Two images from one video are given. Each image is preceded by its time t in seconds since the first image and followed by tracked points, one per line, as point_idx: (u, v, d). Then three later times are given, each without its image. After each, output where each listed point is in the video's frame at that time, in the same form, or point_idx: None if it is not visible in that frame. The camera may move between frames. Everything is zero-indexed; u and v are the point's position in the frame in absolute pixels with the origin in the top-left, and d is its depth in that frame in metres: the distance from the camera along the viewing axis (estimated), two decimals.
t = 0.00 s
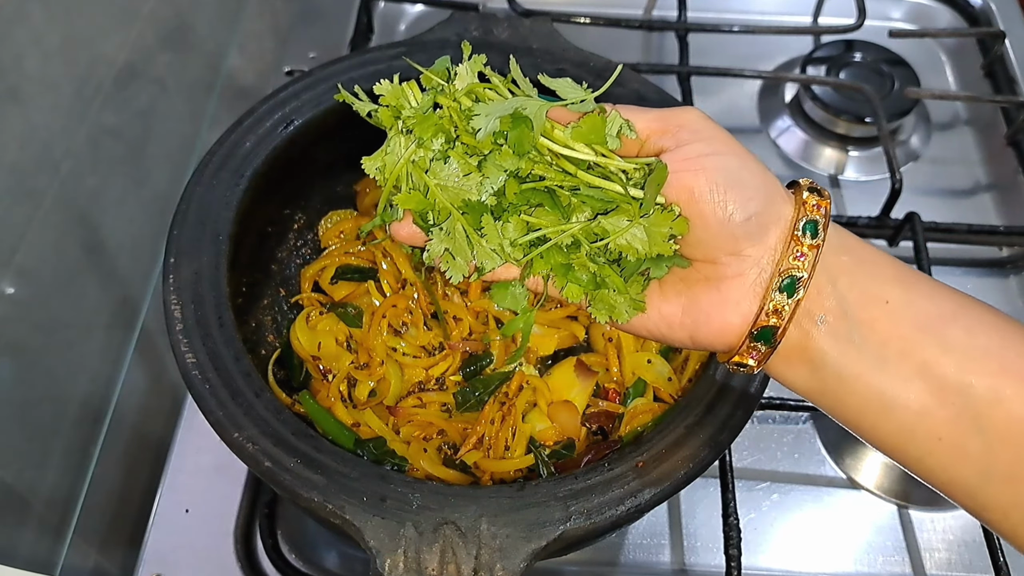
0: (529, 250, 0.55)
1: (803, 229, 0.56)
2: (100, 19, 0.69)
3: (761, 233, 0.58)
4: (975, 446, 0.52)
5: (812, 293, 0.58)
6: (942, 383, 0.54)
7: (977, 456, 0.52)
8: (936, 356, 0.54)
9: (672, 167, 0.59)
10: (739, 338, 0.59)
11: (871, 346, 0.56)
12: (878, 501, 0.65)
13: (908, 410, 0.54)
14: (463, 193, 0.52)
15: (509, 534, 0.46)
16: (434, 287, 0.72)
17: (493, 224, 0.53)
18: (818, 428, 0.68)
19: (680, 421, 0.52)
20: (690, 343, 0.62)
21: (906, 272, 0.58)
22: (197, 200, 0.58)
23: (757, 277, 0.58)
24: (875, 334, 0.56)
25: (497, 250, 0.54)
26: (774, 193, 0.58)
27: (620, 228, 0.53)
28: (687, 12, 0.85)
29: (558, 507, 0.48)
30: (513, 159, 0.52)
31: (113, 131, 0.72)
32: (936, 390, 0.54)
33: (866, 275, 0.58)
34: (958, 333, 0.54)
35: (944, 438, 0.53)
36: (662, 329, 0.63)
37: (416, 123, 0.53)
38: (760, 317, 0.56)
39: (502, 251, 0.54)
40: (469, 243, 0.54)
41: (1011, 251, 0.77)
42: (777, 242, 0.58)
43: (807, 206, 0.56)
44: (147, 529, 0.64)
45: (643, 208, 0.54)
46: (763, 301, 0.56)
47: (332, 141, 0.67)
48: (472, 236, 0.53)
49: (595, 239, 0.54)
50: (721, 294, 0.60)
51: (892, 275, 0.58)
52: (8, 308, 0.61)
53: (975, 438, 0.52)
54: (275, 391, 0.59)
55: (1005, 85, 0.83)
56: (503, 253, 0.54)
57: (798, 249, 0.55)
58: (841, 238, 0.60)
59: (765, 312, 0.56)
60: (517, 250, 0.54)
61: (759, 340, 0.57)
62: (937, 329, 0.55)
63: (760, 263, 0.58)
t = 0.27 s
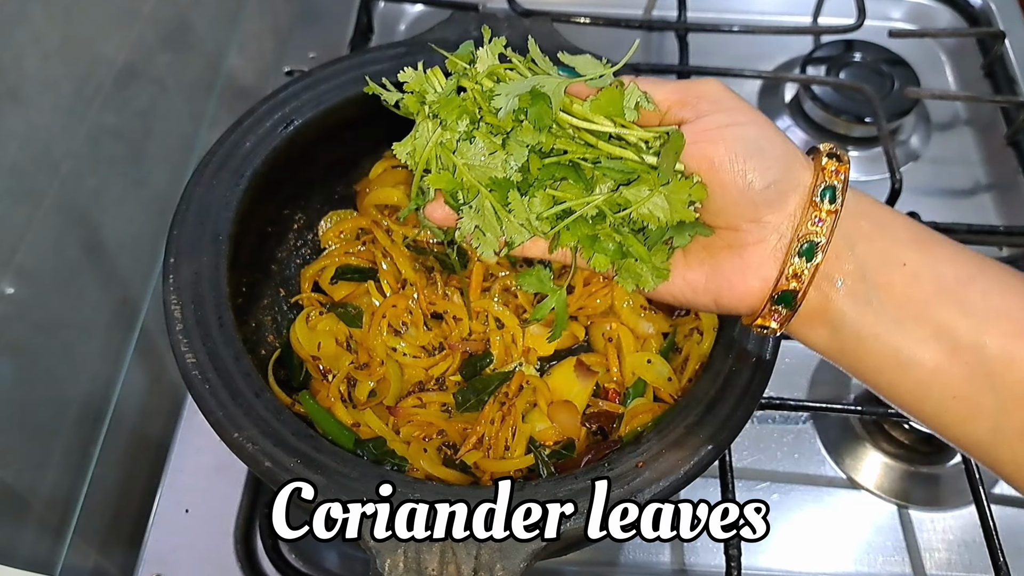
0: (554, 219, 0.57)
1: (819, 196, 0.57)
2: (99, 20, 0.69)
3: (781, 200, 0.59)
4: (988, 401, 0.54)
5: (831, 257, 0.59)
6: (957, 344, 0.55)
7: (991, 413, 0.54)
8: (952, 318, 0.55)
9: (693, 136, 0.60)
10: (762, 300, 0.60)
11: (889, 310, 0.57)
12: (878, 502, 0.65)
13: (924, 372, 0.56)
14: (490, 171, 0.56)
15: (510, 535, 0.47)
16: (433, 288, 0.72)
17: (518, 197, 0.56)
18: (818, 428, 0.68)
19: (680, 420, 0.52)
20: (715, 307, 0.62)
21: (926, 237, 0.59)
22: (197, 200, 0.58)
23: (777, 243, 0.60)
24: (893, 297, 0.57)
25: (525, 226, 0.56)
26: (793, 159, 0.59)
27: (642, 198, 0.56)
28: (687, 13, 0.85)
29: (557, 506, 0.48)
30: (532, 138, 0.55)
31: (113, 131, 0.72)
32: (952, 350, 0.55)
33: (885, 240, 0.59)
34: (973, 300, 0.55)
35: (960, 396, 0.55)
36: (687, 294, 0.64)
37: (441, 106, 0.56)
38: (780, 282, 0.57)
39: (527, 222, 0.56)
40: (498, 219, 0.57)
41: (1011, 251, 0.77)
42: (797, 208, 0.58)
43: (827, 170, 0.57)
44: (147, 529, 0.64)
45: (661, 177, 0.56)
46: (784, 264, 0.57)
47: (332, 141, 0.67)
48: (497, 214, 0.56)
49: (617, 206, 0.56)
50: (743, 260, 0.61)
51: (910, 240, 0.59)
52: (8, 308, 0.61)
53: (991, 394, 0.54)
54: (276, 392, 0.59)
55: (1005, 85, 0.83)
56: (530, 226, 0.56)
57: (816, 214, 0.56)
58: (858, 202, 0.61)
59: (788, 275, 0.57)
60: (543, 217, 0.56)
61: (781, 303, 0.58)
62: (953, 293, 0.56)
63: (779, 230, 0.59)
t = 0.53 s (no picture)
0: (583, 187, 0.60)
1: (828, 130, 0.58)
2: (100, 21, 0.69)
3: (798, 134, 0.60)
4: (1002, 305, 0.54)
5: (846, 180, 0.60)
6: (967, 254, 0.54)
7: (1004, 319, 0.54)
8: (961, 232, 0.54)
9: (697, 84, 0.61)
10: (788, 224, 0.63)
11: (904, 221, 0.57)
12: (876, 501, 0.66)
13: (941, 278, 0.56)
14: (513, 155, 0.59)
15: (510, 535, 0.48)
16: (433, 288, 0.72)
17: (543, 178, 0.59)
18: (816, 428, 0.69)
19: (679, 419, 0.52)
20: (744, 241, 0.65)
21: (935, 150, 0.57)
22: (198, 201, 0.58)
23: (795, 177, 0.63)
24: (905, 212, 0.57)
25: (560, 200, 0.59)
26: (803, 95, 0.60)
27: (653, 151, 0.58)
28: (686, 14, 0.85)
29: (557, 505, 0.48)
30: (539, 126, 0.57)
31: (115, 132, 0.72)
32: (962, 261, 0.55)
33: (892, 159, 0.58)
34: (978, 216, 0.54)
35: (973, 299, 0.55)
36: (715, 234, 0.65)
37: (453, 109, 0.59)
38: (801, 216, 0.61)
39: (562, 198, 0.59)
40: (533, 197, 0.59)
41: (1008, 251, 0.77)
42: (806, 145, 0.60)
43: (833, 100, 0.58)
44: (148, 528, 0.64)
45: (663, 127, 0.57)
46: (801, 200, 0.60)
47: (332, 141, 0.68)
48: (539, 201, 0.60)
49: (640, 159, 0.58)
50: (763, 195, 0.64)
51: (918, 154, 0.58)
52: (9, 309, 0.61)
53: (1007, 302, 0.53)
54: (278, 392, 0.60)
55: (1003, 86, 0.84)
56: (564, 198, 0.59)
57: (826, 147, 0.58)
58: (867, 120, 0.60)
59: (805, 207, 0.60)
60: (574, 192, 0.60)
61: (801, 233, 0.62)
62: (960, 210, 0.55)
63: (794, 164, 0.62)
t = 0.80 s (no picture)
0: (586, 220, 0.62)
1: (763, 117, 0.53)
2: (99, 21, 0.69)
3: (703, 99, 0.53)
4: (990, 193, 0.49)
5: (811, 103, 0.52)
6: (927, 173, 0.51)
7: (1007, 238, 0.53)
8: (951, 145, 0.49)
9: (624, 85, 0.54)
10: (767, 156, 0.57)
11: (881, 162, 0.53)
12: (876, 501, 0.66)
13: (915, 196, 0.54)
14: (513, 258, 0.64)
15: (510, 535, 0.48)
16: (433, 288, 0.72)
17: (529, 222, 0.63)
18: (816, 428, 0.69)
19: (679, 418, 0.52)
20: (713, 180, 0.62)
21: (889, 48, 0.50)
22: (198, 201, 0.58)
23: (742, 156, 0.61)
24: (820, 123, 0.53)
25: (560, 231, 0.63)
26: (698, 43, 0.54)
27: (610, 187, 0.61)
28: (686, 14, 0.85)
29: (557, 505, 0.48)
30: (514, 181, 0.60)
31: (115, 132, 0.72)
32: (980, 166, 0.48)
33: (844, 52, 0.50)
34: (942, 111, 0.48)
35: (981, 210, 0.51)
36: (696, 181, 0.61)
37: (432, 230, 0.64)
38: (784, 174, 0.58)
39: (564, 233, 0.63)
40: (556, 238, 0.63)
41: (1008, 251, 0.77)
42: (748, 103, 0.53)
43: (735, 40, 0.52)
44: (148, 528, 0.64)
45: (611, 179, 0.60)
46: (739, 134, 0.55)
47: (332, 141, 0.68)
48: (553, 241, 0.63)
49: (640, 177, 0.60)
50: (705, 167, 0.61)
51: (867, 62, 0.50)
52: (9, 309, 0.61)
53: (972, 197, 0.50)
54: (281, 395, 0.60)
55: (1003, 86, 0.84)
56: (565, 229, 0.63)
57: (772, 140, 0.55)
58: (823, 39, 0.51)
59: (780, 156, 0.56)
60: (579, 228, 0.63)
61: (786, 169, 0.58)
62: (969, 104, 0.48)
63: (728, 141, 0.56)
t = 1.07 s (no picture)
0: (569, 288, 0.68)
1: (541, 200, 0.46)
2: (99, 21, 0.69)
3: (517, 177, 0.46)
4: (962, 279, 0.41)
5: (604, 184, 0.45)
6: (798, 237, 0.43)
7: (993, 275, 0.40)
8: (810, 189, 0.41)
9: (439, 166, 0.48)
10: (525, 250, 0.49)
11: (732, 223, 0.44)
12: (876, 501, 0.66)
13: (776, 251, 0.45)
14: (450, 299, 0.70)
15: (510, 535, 0.48)
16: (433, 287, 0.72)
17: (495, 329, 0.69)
18: (816, 428, 0.69)
19: (679, 419, 0.52)
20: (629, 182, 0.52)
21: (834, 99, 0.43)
22: (198, 201, 0.58)
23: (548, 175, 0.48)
24: (616, 211, 0.46)
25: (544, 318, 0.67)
26: (531, 126, 0.48)
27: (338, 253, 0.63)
28: (686, 14, 0.85)
29: (556, 504, 0.48)
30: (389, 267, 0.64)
31: (115, 132, 0.72)
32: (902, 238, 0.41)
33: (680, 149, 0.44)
34: (783, 152, 0.42)
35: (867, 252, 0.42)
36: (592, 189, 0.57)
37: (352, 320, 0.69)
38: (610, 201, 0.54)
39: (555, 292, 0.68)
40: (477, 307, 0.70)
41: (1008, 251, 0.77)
42: (533, 185, 0.46)
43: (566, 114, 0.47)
44: (148, 528, 0.64)
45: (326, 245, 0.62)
46: (531, 218, 0.47)
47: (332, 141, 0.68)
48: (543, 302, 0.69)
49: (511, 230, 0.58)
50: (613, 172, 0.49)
51: (727, 144, 0.43)
52: (9, 309, 0.61)
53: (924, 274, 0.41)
54: (279, 394, 0.60)
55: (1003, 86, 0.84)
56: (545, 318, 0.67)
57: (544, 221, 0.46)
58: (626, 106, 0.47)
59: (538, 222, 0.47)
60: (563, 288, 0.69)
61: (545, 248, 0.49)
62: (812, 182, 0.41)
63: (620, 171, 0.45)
